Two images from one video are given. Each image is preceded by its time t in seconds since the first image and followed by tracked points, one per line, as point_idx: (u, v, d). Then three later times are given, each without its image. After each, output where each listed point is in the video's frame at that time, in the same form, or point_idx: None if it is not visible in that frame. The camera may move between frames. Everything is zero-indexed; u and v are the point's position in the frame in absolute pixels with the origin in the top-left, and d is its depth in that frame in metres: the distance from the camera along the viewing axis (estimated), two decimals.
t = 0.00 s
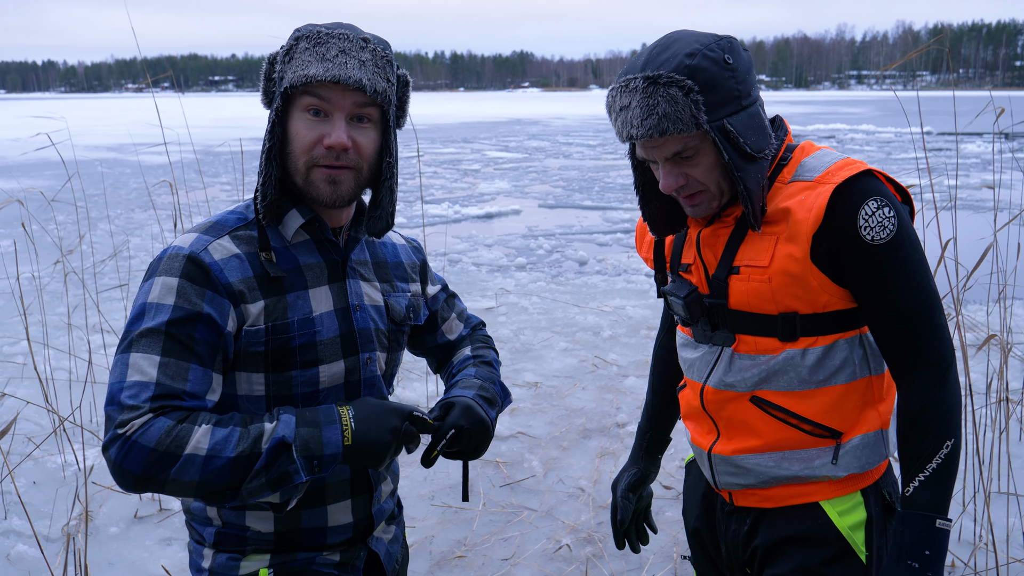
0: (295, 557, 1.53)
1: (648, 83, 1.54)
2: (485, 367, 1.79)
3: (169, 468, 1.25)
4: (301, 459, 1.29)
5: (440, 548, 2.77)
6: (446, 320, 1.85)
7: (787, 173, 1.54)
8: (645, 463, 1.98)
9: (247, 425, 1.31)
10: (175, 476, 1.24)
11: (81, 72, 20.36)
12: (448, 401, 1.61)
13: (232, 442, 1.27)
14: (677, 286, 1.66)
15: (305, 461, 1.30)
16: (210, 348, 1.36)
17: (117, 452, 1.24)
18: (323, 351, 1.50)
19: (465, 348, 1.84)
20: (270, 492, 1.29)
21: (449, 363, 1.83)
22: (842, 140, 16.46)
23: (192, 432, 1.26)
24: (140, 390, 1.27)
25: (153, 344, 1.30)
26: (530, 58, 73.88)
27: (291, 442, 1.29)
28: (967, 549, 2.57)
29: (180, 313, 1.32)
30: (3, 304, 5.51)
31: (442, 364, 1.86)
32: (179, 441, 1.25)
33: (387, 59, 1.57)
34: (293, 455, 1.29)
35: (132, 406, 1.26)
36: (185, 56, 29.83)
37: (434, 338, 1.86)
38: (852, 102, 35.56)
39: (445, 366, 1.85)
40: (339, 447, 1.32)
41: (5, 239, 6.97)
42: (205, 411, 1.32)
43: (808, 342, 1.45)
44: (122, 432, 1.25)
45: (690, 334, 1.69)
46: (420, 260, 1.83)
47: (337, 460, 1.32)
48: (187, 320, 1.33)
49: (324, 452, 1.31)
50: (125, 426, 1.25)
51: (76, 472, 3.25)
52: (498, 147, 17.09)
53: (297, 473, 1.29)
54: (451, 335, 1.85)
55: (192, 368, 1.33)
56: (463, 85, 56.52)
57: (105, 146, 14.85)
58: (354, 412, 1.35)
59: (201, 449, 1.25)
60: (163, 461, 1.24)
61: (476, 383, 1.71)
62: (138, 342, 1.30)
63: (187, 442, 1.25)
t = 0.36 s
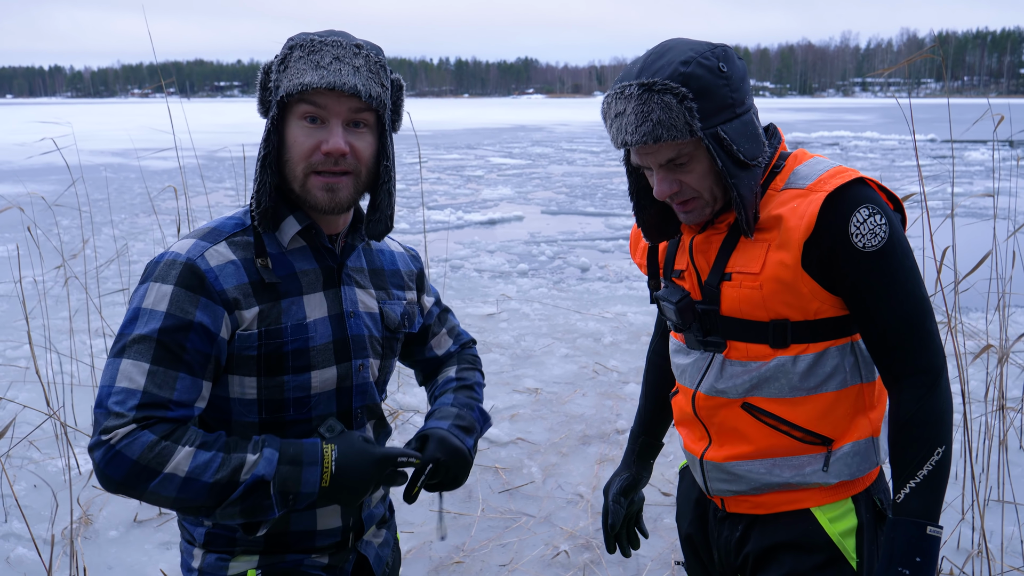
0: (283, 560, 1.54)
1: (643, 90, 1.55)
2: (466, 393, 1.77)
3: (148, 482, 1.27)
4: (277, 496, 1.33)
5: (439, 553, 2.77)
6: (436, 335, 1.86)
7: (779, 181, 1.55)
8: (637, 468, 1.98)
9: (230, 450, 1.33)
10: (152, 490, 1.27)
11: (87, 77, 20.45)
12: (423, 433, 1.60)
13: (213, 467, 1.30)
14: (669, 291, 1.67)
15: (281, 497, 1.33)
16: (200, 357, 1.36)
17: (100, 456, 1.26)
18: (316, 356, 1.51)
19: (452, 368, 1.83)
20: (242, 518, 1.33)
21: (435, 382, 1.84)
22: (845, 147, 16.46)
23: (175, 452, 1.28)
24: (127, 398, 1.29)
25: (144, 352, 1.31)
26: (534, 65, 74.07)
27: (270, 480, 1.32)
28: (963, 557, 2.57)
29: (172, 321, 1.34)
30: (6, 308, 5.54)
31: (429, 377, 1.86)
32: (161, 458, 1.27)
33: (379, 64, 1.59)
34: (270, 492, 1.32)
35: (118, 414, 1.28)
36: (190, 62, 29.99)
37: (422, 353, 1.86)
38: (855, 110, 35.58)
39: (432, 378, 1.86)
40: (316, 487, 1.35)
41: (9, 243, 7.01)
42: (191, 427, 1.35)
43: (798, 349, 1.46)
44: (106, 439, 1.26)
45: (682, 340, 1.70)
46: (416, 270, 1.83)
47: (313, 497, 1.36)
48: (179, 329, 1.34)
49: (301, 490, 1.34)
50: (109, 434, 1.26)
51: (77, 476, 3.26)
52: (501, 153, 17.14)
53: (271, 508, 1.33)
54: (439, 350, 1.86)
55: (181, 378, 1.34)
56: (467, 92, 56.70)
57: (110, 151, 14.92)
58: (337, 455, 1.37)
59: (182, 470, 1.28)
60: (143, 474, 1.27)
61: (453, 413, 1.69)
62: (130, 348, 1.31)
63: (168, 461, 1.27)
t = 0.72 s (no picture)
0: (284, 563, 1.55)
1: (643, 98, 1.57)
2: (471, 402, 1.81)
3: (123, 481, 1.27)
4: (247, 520, 1.33)
5: (443, 560, 2.78)
6: (435, 337, 1.87)
7: (779, 189, 1.56)
8: (637, 475, 1.99)
9: (208, 464, 1.33)
10: (125, 491, 1.27)
11: (98, 85, 20.64)
12: (433, 449, 1.66)
13: (188, 479, 1.30)
14: (668, 297, 1.68)
15: (250, 522, 1.34)
16: (194, 365, 1.38)
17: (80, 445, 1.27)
18: (318, 363, 1.52)
19: (451, 374, 1.86)
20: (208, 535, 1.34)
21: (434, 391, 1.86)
22: (854, 155, 16.44)
23: (154, 457, 1.28)
24: (114, 394, 1.29)
25: (138, 353, 1.32)
26: (541, 73, 74.28)
27: (242, 503, 1.33)
28: (967, 566, 2.57)
29: (171, 325, 1.35)
30: (15, 314, 5.59)
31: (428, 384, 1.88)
32: (138, 459, 1.27)
33: (384, 76, 1.61)
34: (240, 516, 1.33)
35: (103, 408, 1.28)
36: (200, 70, 30.22)
37: (421, 356, 1.87)
38: (864, 118, 35.52)
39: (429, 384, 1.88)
40: (287, 516, 1.36)
41: (19, 250, 7.07)
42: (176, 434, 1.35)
43: (797, 356, 1.47)
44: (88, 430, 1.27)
45: (682, 347, 1.71)
46: (419, 277, 1.85)
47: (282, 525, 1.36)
48: (176, 334, 1.35)
49: (272, 517, 1.35)
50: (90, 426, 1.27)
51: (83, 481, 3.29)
52: (509, 160, 17.18)
53: (239, 532, 1.34)
54: (437, 353, 1.87)
55: (172, 383, 1.35)
56: (475, 100, 56.90)
57: (119, 158, 15.03)
58: (313, 488, 1.38)
59: (156, 477, 1.28)
60: (119, 472, 1.27)
61: (463, 426, 1.73)
62: (124, 347, 1.32)
63: (145, 465, 1.28)
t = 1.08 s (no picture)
0: (298, 564, 1.57)
1: (653, 103, 1.59)
2: (481, 402, 1.83)
3: (138, 485, 1.30)
4: (261, 522, 1.37)
5: (455, 563, 2.80)
6: (445, 339, 1.89)
7: (788, 194, 1.57)
8: (648, 478, 2.00)
9: (223, 467, 1.36)
10: (141, 494, 1.30)
11: (116, 91, 20.91)
12: (443, 445, 1.67)
13: (203, 481, 1.33)
14: (678, 301, 1.70)
15: (265, 523, 1.38)
16: (207, 367, 1.40)
17: (95, 449, 1.29)
18: (329, 366, 1.55)
19: (461, 375, 1.88)
20: (224, 535, 1.38)
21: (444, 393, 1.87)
22: (869, 160, 16.33)
23: (169, 461, 1.31)
24: (129, 397, 1.32)
25: (152, 356, 1.35)
26: (555, 78, 74.46)
27: (257, 505, 1.36)
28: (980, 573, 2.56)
29: (185, 329, 1.37)
30: (32, 318, 5.67)
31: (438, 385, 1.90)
32: (154, 463, 1.30)
33: (393, 83, 1.64)
34: (255, 517, 1.37)
35: (118, 412, 1.31)
36: (216, 76, 30.57)
37: (431, 357, 1.90)
38: (879, 123, 35.30)
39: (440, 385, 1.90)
40: (301, 517, 1.39)
41: (36, 254, 7.17)
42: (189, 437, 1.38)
43: (806, 361, 1.48)
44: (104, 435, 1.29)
45: (691, 351, 1.72)
46: (425, 280, 1.88)
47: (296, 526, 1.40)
48: (189, 337, 1.38)
49: (285, 518, 1.38)
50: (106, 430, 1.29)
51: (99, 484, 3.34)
52: (522, 166, 17.23)
53: (254, 532, 1.38)
54: (447, 355, 1.89)
55: (186, 386, 1.37)
56: (488, 105, 57.12)
57: (136, 163, 15.21)
58: (326, 489, 1.41)
59: (172, 480, 1.31)
60: (135, 476, 1.30)
61: (472, 425, 1.75)
62: (138, 351, 1.34)
63: (160, 468, 1.30)
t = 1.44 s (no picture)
0: (308, 559, 1.60)
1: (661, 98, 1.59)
2: (476, 424, 1.80)
3: (173, 496, 1.33)
4: (294, 526, 1.39)
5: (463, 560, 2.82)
6: (443, 347, 1.89)
7: (794, 192, 1.58)
8: (654, 476, 2.01)
9: (254, 475, 1.39)
10: (175, 506, 1.32)
11: (129, 91, 21.08)
12: (433, 465, 1.61)
13: (235, 491, 1.36)
14: (684, 298, 1.72)
15: (297, 527, 1.39)
16: (225, 368, 1.42)
17: (130, 465, 1.31)
18: (336, 363, 1.56)
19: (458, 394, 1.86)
20: (257, 542, 1.39)
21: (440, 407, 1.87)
22: (881, 160, 16.24)
23: (202, 473, 1.33)
24: (156, 410, 1.34)
25: (172, 364, 1.37)
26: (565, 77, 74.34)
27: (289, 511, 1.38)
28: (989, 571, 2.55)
29: (196, 332, 1.39)
30: (44, 316, 5.73)
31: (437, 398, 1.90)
32: (187, 475, 1.32)
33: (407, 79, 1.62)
34: (287, 522, 1.38)
35: (145, 424, 1.33)
36: (226, 75, 30.75)
37: (428, 364, 1.90)
38: (892, 122, 35.06)
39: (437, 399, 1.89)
40: (332, 521, 1.40)
41: (48, 252, 7.24)
42: (218, 446, 1.40)
43: (812, 358, 1.49)
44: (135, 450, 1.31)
45: (697, 348, 1.73)
46: (428, 278, 1.88)
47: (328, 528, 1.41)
48: (205, 340, 1.39)
49: (317, 521, 1.40)
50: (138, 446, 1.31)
51: (110, 480, 3.38)
52: (532, 165, 17.23)
53: (287, 537, 1.39)
54: (445, 363, 1.90)
55: (206, 390, 1.39)
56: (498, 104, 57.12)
57: (147, 162, 15.33)
58: (356, 491, 1.42)
59: (205, 491, 1.34)
60: (168, 489, 1.32)
61: (465, 447, 1.72)
62: (158, 360, 1.37)
63: (194, 480, 1.33)
